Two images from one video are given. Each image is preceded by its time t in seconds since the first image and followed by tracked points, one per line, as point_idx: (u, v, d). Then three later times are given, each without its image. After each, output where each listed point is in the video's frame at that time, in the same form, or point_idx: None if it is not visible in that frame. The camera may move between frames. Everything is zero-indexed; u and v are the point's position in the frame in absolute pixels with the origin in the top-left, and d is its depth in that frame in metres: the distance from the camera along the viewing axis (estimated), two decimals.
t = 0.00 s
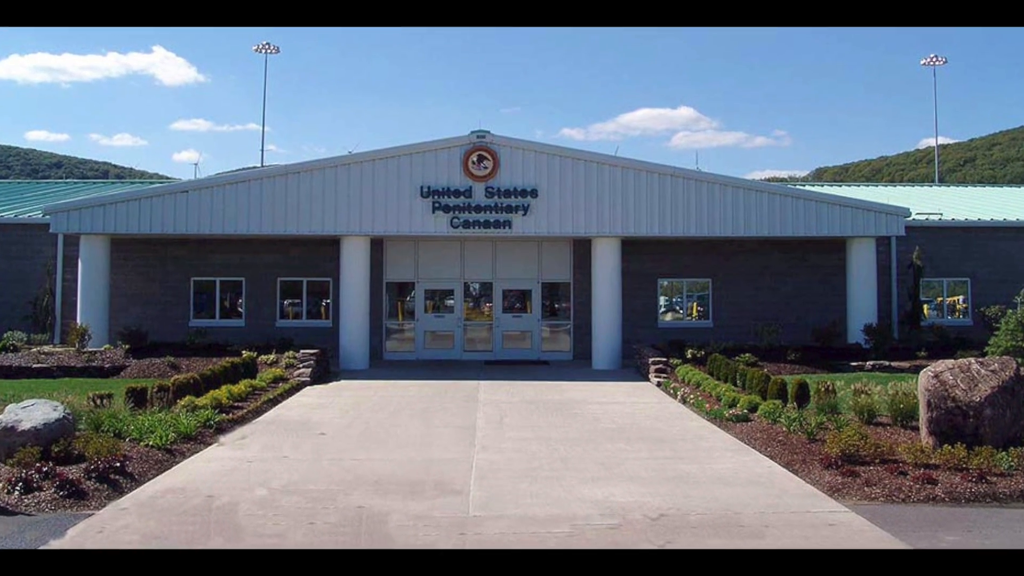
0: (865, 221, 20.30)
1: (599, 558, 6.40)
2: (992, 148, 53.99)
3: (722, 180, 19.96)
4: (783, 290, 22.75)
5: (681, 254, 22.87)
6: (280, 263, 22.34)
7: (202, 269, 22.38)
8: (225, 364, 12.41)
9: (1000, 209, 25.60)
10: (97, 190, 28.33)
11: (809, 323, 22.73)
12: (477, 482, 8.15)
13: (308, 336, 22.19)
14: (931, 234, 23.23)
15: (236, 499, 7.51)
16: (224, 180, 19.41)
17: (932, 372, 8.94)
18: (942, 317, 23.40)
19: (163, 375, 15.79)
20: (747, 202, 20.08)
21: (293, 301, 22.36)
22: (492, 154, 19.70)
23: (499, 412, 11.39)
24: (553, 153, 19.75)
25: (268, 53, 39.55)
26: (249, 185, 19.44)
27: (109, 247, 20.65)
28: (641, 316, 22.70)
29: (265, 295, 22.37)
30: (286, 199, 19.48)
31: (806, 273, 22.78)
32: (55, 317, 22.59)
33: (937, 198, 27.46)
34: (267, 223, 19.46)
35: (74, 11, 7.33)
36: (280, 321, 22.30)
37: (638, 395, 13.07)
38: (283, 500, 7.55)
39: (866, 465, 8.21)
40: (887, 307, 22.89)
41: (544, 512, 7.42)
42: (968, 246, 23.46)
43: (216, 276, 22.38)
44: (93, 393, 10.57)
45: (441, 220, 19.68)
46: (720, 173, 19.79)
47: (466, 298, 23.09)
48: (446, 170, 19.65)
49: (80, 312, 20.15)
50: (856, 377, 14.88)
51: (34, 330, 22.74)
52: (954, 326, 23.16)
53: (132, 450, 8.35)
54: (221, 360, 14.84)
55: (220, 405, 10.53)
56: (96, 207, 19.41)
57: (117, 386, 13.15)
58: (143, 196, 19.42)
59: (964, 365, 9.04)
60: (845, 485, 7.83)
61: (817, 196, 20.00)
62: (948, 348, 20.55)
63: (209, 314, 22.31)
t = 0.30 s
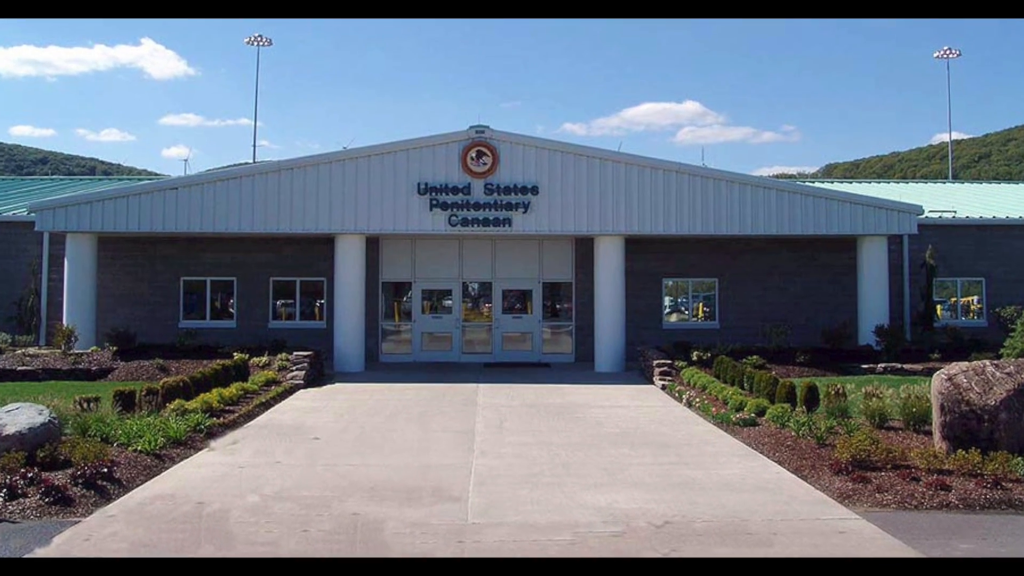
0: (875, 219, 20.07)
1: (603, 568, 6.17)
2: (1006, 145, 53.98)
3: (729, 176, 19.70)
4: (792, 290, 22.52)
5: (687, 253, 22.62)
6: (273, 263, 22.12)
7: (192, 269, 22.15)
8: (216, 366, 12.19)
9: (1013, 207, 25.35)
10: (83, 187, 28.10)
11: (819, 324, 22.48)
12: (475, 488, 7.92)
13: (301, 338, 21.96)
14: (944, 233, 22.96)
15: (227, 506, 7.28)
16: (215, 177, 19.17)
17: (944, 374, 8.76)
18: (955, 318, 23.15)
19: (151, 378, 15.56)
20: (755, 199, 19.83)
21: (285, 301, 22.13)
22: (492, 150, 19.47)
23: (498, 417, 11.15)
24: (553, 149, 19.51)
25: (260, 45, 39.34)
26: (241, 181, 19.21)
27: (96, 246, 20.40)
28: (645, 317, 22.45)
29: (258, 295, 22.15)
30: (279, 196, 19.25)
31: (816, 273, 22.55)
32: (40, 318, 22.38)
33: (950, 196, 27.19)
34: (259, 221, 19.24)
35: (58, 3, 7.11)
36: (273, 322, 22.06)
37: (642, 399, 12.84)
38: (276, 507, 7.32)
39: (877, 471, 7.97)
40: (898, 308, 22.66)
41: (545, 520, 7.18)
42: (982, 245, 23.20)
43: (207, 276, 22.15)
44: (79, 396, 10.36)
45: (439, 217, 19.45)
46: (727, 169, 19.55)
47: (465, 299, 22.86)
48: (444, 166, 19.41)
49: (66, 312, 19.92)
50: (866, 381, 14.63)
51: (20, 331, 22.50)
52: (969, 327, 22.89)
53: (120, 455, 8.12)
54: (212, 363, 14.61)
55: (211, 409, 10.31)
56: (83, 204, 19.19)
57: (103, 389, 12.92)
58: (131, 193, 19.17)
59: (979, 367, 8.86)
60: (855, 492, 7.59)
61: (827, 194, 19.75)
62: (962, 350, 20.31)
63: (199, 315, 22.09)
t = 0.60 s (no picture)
0: (887, 217, 19.85)
1: None
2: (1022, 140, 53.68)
3: (735, 172, 19.48)
4: (800, 290, 22.30)
5: (692, 252, 22.39)
6: (265, 262, 21.89)
7: (182, 269, 21.94)
8: (207, 368, 11.98)
9: None
10: (70, 184, 27.89)
11: (830, 324, 22.27)
12: (474, 494, 7.70)
13: (295, 339, 21.79)
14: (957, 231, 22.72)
15: (218, 513, 7.07)
16: (207, 173, 18.97)
17: (959, 377, 8.58)
18: (969, 319, 22.90)
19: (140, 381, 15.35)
20: (762, 196, 19.61)
21: (279, 302, 21.92)
22: (490, 146, 19.26)
23: (497, 420, 10.93)
24: (555, 146, 19.31)
25: (254, 38, 39.07)
26: (234, 177, 18.99)
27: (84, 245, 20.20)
28: (649, 317, 22.23)
29: (249, 295, 21.93)
30: (272, 193, 19.02)
31: (825, 273, 22.31)
32: (26, 320, 22.19)
33: (965, 192, 26.88)
34: (251, 219, 19.03)
35: None
36: (265, 322, 21.86)
37: (646, 402, 12.62)
38: (269, 513, 7.11)
39: (889, 477, 7.75)
40: (910, 309, 22.44)
41: (547, 527, 6.97)
42: (997, 243, 22.93)
43: (197, 276, 21.92)
44: (66, 400, 10.15)
45: (437, 215, 19.22)
46: (733, 166, 19.34)
47: (463, 299, 22.64)
48: (443, 162, 19.20)
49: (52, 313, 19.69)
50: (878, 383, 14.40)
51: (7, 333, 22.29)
52: (983, 328, 22.68)
53: (108, 461, 7.91)
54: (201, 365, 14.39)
55: (201, 412, 10.11)
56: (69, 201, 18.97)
57: (90, 392, 12.71)
58: (119, 190, 18.96)
59: (991, 369, 8.70)
60: (866, 498, 7.37)
61: (837, 189, 19.56)
62: (975, 352, 20.08)
63: (189, 316, 21.88)
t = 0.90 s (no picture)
0: (899, 214, 19.63)
1: None
2: None
3: (742, 169, 19.27)
4: (809, 290, 22.09)
5: (698, 250, 22.17)
6: (258, 262, 21.68)
7: (172, 268, 21.74)
8: (198, 371, 11.79)
9: None
10: (56, 181, 27.65)
11: (840, 326, 22.06)
12: (473, 500, 7.50)
13: (288, 341, 21.61)
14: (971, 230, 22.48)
15: (209, 520, 6.87)
16: (198, 169, 18.78)
17: (972, 379, 8.37)
18: (983, 319, 22.69)
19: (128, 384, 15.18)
20: (770, 193, 19.40)
21: (272, 303, 21.73)
22: (489, 142, 19.08)
23: (497, 425, 10.73)
24: (556, 142, 19.13)
25: (245, 31, 38.91)
26: (225, 174, 18.80)
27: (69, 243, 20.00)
28: (653, 318, 22.02)
29: (241, 295, 21.73)
30: (265, 190, 18.82)
31: (834, 273, 22.11)
32: (11, 321, 22.01)
33: (978, 190, 26.63)
34: (243, 217, 18.81)
35: None
36: (258, 324, 21.67)
37: (650, 406, 12.41)
38: (263, 520, 6.90)
39: (900, 483, 7.55)
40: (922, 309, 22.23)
41: (548, 534, 6.77)
42: (1012, 242, 22.70)
43: (187, 276, 21.72)
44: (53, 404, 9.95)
45: (435, 213, 19.01)
46: (740, 162, 19.14)
47: (462, 300, 22.44)
48: (441, 159, 19.02)
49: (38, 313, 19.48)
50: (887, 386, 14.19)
51: None
52: (997, 328, 22.46)
53: (95, 466, 7.71)
54: (191, 368, 14.20)
55: (192, 416, 9.91)
56: (56, 199, 18.76)
57: (77, 395, 12.50)
58: (107, 187, 18.74)
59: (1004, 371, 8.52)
60: (877, 504, 7.17)
61: (847, 186, 19.34)
62: (990, 354, 19.85)
63: (179, 316, 21.69)
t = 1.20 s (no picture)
0: (909, 212, 19.42)
1: None
2: None
3: (749, 166, 19.07)
4: (818, 290, 21.90)
5: (702, 249, 21.97)
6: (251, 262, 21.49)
7: (162, 268, 21.55)
8: (188, 374, 11.60)
9: None
10: (43, 178, 27.42)
11: (851, 326, 21.87)
12: (472, 506, 7.31)
13: (281, 342, 21.46)
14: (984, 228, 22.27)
15: (200, 526, 6.68)
16: (189, 166, 18.57)
17: (985, 382, 8.20)
18: (997, 321, 22.46)
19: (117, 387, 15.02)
20: (777, 190, 19.20)
21: (265, 304, 21.55)
22: (489, 137, 18.88)
23: (496, 429, 10.53)
24: (557, 137, 18.94)
25: (236, 22, 38.68)
26: (216, 171, 18.61)
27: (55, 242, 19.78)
28: (657, 319, 21.83)
29: (233, 296, 21.54)
30: (256, 188, 18.63)
31: (844, 272, 21.92)
32: None
33: (990, 187, 26.40)
34: (235, 216, 18.62)
35: None
36: (250, 325, 21.49)
37: (654, 410, 12.21)
38: (256, 527, 6.71)
39: (912, 489, 7.36)
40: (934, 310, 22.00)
41: (549, 541, 6.58)
42: None
43: (178, 276, 21.53)
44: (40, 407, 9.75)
45: (434, 211, 18.81)
46: (747, 159, 18.93)
47: (461, 301, 22.24)
48: (439, 155, 18.84)
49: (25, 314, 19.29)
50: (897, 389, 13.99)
51: None
52: (1011, 330, 22.26)
53: (82, 472, 7.52)
54: (180, 371, 14.02)
55: (183, 420, 9.72)
56: (44, 196, 18.55)
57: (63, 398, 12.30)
58: (96, 184, 18.54)
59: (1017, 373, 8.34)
60: (887, 511, 6.98)
61: (855, 183, 19.12)
62: (1004, 356, 19.61)
63: (169, 317, 21.50)
